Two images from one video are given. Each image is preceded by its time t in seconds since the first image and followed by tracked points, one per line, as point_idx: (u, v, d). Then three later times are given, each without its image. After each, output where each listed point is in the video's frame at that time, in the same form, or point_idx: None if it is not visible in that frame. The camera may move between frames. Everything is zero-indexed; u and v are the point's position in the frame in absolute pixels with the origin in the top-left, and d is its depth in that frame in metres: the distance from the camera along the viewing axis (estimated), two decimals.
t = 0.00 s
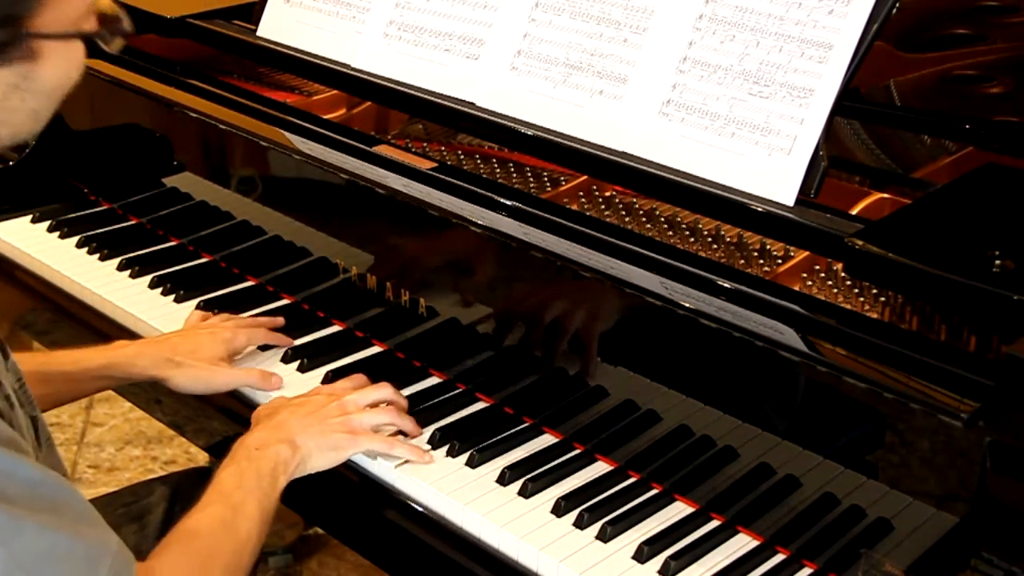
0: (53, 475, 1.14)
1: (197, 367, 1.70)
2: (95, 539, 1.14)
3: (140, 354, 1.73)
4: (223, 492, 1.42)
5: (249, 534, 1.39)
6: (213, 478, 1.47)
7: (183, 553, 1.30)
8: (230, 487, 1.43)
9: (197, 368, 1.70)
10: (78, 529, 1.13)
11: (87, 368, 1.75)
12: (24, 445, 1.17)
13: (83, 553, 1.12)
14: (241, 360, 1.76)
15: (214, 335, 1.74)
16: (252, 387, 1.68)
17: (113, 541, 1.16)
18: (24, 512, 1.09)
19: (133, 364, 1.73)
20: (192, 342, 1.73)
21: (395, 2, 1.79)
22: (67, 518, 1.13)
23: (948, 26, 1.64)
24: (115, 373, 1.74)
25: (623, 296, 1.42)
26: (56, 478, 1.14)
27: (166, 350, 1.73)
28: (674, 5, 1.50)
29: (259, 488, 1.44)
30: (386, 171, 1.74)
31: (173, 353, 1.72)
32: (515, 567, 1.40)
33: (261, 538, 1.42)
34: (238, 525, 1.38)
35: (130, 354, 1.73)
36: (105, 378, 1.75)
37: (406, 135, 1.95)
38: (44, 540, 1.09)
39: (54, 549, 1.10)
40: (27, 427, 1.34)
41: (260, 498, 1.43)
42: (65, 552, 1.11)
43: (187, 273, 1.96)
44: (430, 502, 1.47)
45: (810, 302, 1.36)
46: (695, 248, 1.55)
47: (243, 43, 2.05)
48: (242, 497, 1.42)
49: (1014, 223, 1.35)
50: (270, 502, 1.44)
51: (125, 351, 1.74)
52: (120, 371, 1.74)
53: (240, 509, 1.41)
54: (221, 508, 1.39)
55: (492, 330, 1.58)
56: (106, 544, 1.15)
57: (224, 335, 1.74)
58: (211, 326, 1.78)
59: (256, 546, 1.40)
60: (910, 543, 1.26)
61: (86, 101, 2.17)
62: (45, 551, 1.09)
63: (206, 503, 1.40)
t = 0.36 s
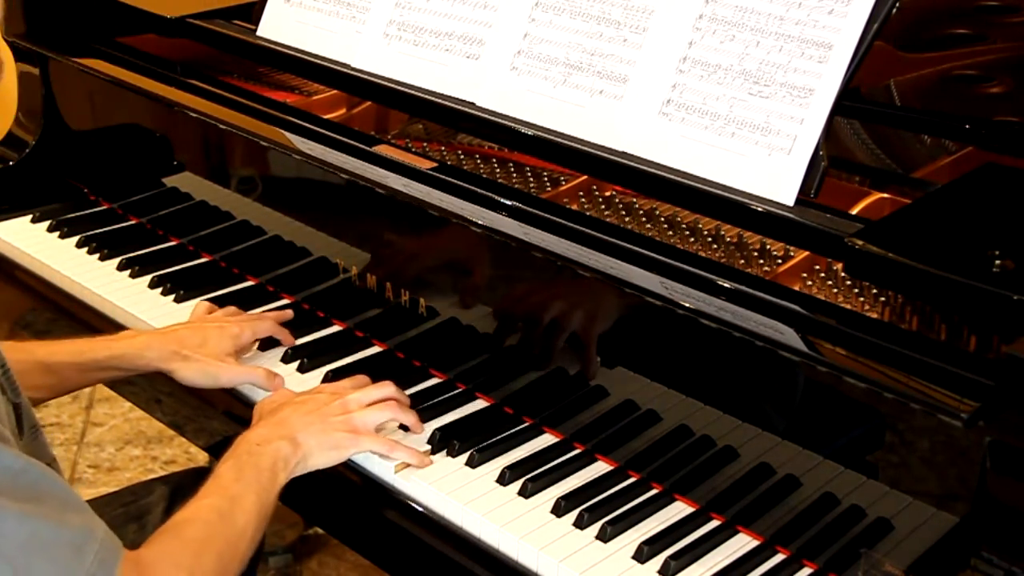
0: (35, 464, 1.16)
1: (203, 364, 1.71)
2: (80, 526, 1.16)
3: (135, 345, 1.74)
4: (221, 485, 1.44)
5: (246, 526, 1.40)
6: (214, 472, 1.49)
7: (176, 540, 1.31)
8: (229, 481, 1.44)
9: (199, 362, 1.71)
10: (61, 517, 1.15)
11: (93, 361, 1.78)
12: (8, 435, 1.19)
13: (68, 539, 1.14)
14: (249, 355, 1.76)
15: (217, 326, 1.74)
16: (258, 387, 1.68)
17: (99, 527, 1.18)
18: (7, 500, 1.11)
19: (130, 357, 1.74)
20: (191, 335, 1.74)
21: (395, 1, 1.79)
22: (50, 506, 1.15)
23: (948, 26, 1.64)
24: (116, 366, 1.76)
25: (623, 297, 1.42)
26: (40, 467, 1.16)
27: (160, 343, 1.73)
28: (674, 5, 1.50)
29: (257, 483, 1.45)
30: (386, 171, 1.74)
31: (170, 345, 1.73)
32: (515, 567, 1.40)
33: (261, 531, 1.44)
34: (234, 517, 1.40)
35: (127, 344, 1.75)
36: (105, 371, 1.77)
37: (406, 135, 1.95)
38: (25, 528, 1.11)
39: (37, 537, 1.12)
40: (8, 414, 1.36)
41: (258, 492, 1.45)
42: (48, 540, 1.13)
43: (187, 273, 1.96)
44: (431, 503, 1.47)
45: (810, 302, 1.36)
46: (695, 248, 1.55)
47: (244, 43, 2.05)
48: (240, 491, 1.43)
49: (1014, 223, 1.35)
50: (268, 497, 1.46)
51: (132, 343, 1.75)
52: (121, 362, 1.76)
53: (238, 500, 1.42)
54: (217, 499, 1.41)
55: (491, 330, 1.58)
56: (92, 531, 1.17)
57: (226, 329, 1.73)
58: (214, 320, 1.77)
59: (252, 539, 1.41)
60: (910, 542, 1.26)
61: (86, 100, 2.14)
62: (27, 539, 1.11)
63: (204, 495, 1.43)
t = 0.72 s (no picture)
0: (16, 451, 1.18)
1: (213, 364, 1.71)
2: (63, 508, 1.17)
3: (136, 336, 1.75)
4: (217, 473, 1.43)
5: (241, 513, 1.39)
6: (209, 462, 1.47)
7: (169, 524, 1.31)
8: (225, 469, 1.43)
9: (204, 358, 1.72)
10: (44, 498, 1.17)
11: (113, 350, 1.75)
12: None
13: (51, 520, 1.15)
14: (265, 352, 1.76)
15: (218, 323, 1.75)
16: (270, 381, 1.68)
17: (83, 510, 1.20)
18: None
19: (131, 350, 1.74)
20: (206, 327, 1.74)
21: (395, 2, 1.79)
22: (32, 488, 1.17)
23: (948, 26, 1.64)
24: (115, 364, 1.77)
25: (623, 296, 1.42)
26: (16, 450, 1.18)
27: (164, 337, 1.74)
28: (674, 5, 1.50)
29: (254, 472, 1.44)
30: (386, 171, 1.74)
31: (175, 339, 1.73)
32: (515, 568, 1.40)
33: (256, 522, 1.43)
34: (229, 503, 1.39)
35: (131, 334, 1.75)
36: (101, 369, 1.76)
37: (406, 135, 1.95)
38: (6, 508, 1.13)
39: (17, 517, 1.13)
40: None
41: (255, 483, 1.44)
42: (29, 519, 1.14)
43: (187, 273, 1.96)
44: (431, 503, 1.47)
45: (810, 302, 1.36)
46: (695, 248, 1.55)
47: (244, 43, 2.05)
48: (236, 479, 1.42)
49: (1014, 223, 1.35)
50: (265, 488, 1.45)
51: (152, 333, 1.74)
52: (118, 356, 1.75)
53: (234, 489, 1.41)
54: (213, 487, 1.40)
55: (491, 330, 1.58)
56: (75, 512, 1.18)
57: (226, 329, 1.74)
58: (227, 314, 1.78)
59: (247, 530, 1.40)
60: (911, 542, 1.26)
61: (86, 101, 2.14)
62: (7, 518, 1.12)
63: (199, 483, 1.41)
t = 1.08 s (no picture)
0: None
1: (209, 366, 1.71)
2: (44, 493, 1.16)
3: (133, 345, 1.74)
4: (216, 467, 1.43)
5: (234, 507, 1.39)
6: (211, 456, 1.49)
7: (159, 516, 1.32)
8: (223, 465, 1.44)
9: (200, 365, 1.71)
10: (25, 484, 1.15)
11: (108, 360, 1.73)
12: None
13: (33, 505, 1.14)
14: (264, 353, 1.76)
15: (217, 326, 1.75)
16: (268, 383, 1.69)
17: (66, 495, 1.18)
18: None
19: (126, 359, 1.73)
20: (201, 333, 1.73)
21: (395, 2, 1.79)
22: (14, 472, 1.15)
23: (948, 25, 1.64)
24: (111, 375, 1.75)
25: (622, 296, 1.42)
26: None
27: (160, 342, 1.73)
28: (674, 5, 1.50)
29: (252, 468, 1.45)
30: (386, 171, 1.74)
31: (170, 346, 1.72)
32: (516, 568, 1.40)
33: (252, 518, 1.42)
34: (222, 496, 1.39)
35: (128, 343, 1.74)
36: (95, 375, 1.75)
37: (406, 135, 1.95)
38: None
39: None
40: None
41: (252, 479, 1.44)
42: (10, 505, 1.13)
43: (187, 273, 1.96)
44: (431, 503, 1.47)
45: (810, 302, 1.36)
46: (695, 248, 1.55)
47: (244, 43, 2.05)
48: (233, 475, 1.43)
49: (1014, 223, 1.35)
50: (261, 485, 1.45)
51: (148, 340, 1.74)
52: (114, 367, 1.74)
53: (229, 483, 1.41)
54: (207, 481, 1.40)
55: (491, 330, 1.58)
56: (57, 498, 1.17)
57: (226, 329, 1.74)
58: (225, 320, 1.78)
59: (239, 527, 1.40)
60: (911, 542, 1.26)
61: (86, 101, 2.14)
62: None
63: (196, 477, 1.42)
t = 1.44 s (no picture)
0: None
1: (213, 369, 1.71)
2: (40, 481, 1.18)
3: (128, 350, 1.74)
4: (212, 463, 1.43)
5: (232, 501, 1.39)
6: (206, 454, 1.48)
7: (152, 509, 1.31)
8: (219, 461, 1.43)
9: (198, 367, 1.72)
10: (21, 472, 1.17)
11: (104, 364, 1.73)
12: None
13: (29, 492, 1.16)
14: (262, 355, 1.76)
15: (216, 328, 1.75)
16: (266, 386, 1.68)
17: (62, 484, 1.20)
18: None
19: (122, 364, 1.73)
20: (197, 337, 1.73)
21: (395, 2, 1.79)
22: (10, 459, 1.17)
23: (948, 26, 1.64)
24: (110, 380, 1.76)
25: (623, 295, 1.42)
26: None
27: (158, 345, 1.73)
28: (674, 5, 1.50)
29: (251, 464, 1.44)
30: (386, 171, 1.74)
31: (167, 350, 1.73)
32: (516, 568, 1.40)
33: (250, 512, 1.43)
34: (220, 491, 1.39)
35: (124, 348, 1.74)
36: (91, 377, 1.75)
37: (406, 135, 1.95)
38: None
39: None
40: None
41: (250, 474, 1.44)
42: (5, 492, 1.15)
43: (187, 273, 1.96)
44: (431, 503, 1.47)
45: (810, 302, 1.36)
46: (695, 248, 1.55)
47: (244, 43, 2.05)
48: (231, 471, 1.42)
49: (1014, 223, 1.35)
50: (260, 480, 1.45)
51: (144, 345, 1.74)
52: (112, 371, 1.74)
53: (226, 478, 1.41)
54: (204, 475, 1.40)
55: (491, 330, 1.58)
56: (53, 487, 1.19)
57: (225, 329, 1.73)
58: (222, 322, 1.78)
59: (238, 522, 1.40)
60: (911, 542, 1.26)
61: (86, 100, 2.14)
62: None
63: (193, 472, 1.42)
